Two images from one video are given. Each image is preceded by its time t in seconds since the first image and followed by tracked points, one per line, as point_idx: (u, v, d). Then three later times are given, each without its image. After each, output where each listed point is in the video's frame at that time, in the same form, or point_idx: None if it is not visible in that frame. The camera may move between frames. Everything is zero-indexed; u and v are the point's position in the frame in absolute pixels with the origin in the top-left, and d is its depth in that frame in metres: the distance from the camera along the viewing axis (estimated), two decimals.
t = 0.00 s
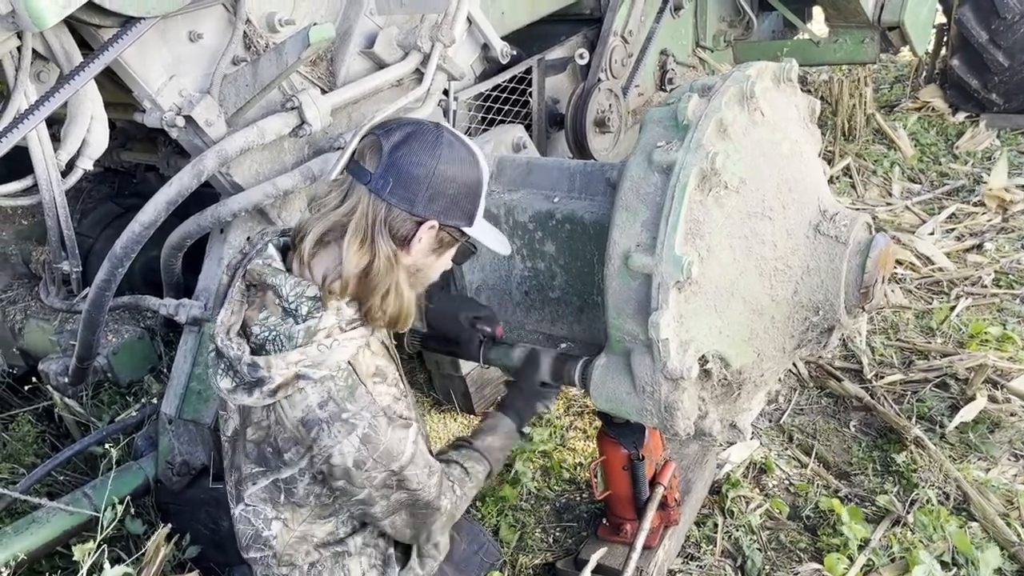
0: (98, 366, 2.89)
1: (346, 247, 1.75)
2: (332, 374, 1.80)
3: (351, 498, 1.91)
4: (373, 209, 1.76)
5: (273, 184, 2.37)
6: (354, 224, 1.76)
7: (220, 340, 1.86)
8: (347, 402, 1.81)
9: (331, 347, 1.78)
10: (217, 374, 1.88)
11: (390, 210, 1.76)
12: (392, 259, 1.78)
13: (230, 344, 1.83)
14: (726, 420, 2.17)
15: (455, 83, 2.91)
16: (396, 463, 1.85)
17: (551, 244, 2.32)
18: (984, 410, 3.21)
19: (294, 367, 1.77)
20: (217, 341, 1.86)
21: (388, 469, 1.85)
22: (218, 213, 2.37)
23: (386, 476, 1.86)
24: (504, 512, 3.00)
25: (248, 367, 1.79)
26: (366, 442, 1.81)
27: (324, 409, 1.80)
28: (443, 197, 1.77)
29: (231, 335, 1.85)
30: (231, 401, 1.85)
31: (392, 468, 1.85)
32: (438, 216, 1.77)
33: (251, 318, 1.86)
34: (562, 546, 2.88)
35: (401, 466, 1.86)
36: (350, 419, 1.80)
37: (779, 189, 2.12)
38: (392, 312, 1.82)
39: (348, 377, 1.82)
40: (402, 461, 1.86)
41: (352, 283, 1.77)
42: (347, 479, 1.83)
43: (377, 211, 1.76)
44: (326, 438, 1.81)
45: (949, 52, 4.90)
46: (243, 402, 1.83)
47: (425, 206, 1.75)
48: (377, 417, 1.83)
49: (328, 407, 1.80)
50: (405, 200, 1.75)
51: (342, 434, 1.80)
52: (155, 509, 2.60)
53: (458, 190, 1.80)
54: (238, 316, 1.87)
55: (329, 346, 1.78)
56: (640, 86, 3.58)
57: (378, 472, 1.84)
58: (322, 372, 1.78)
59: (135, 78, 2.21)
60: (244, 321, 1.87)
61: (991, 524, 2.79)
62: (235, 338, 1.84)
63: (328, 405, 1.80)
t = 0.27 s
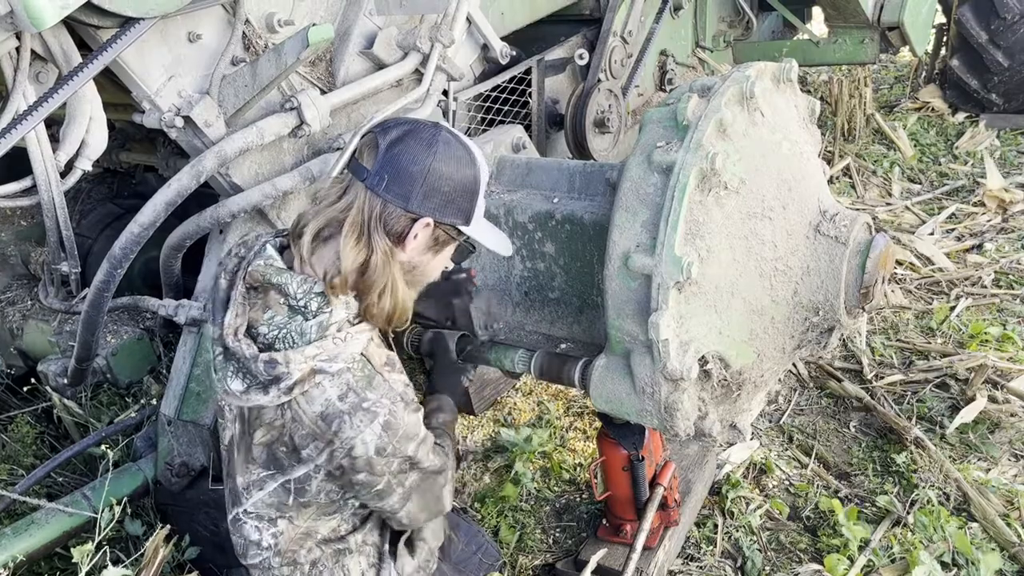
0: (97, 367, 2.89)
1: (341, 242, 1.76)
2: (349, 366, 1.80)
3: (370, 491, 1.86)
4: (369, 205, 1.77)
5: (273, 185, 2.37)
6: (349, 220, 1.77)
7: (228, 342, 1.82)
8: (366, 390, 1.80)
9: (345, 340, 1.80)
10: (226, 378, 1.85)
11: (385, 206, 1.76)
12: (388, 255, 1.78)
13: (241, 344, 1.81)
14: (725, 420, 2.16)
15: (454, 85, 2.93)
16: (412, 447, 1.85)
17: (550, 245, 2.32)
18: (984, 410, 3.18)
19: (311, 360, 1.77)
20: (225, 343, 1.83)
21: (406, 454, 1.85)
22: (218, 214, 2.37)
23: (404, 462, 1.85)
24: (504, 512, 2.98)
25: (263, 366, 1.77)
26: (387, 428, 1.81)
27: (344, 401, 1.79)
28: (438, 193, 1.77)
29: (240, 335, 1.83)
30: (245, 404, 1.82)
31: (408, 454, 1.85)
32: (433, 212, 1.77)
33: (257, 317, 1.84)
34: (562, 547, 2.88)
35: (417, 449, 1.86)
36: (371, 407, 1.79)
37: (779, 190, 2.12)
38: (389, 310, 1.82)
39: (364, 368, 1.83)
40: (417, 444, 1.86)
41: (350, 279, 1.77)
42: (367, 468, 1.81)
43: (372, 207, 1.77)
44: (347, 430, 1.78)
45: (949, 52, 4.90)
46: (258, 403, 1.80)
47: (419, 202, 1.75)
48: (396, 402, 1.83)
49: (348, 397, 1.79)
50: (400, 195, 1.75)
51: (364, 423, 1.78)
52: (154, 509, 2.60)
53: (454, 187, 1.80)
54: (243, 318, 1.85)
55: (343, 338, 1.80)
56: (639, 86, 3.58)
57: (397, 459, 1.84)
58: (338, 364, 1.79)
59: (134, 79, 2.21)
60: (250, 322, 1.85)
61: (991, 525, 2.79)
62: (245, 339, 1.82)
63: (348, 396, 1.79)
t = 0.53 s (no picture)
0: (97, 368, 2.88)
1: (337, 246, 1.74)
2: (329, 372, 1.79)
3: (338, 506, 1.82)
4: (367, 214, 1.75)
5: (272, 186, 2.37)
6: (347, 226, 1.75)
7: (216, 337, 1.83)
8: (344, 399, 1.80)
9: (329, 346, 1.79)
10: (211, 373, 1.85)
11: (384, 216, 1.74)
12: (384, 266, 1.76)
13: (228, 341, 1.82)
14: (725, 421, 2.17)
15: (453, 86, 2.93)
16: (387, 467, 1.81)
17: (550, 245, 2.32)
18: (984, 410, 3.18)
19: (292, 363, 1.76)
20: (213, 338, 1.84)
21: (380, 474, 1.81)
22: (217, 214, 2.36)
23: (377, 482, 1.81)
24: (504, 512, 2.99)
25: (245, 363, 1.77)
26: (359, 441, 1.78)
27: (320, 406, 1.78)
28: (439, 208, 1.74)
29: (229, 331, 1.83)
30: (227, 400, 1.82)
31: (383, 473, 1.81)
32: (433, 227, 1.74)
33: (249, 316, 1.85)
34: (561, 548, 2.88)
35: (392, 471, 1.82)
36: (346, 416, 1.78)
37: (779, 190, 2.12)
38: (382, 320, 1.81)
39: (345, 375, 1.82)
40: (393, 465, 1.82)
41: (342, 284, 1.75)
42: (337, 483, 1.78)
43: (371, 216, 1.74)
44: (319, 437, 1.77)
45: (948, 52, 4.90)
46: (238, 400, 1.80)
47: (419, 216, 1.72)
48: (374, 415, 1.82)
49: (322, 405, 1.78)
50: (400, 207, 1.72)
51: (337, 431, 1.77)
52: (154, 510, 2.61)
53: (456, 201, 1.77)
54: (236, 314, 1.86)
55: (328, 342, 1.79)
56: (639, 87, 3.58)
57: (370, 478, 1.80)
58: (319, 369, 1.78)
59: (134, 79, 2.20)
60: (241, 319, 1.86)
61: (991, 525, 2.79)
62: (233, 336, 1.82)
63: (324, 402, 1.78)
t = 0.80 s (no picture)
0: (97, 369, 2.87)
1: (331, 284, 1.71)
2: (314, 408, 1.78)
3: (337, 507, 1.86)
4: (365, 259, 1.70)
5: (272, 187, 2.37)
6: (344, 265, 1.72)
7: (207, 356, 1.86)
8: (328, 437, 1.79)
9: (314, 383, 1.76)
10: (202, 389, 1.89)
11: (382, 265, 1.70)
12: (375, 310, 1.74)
13: (215, 364, 1.83)
14: (725, 421, 2.17)
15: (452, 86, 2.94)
16: (378, 497, 1.87)
17: (550, 246, 2.32)
18: (984, 411, 3.19)
19: (275, 398, 1.75)
20: (204, 356, 1.86)
21: (371, 504, 1.87)
22: (217, 216, 2.36)
23: (368, 511, 1.88)
24: (505, 513, 3.00)
25: (228, 390, 1.78)
26: (345, 477, 1.82)
27: (304, 442, 1.79)
28: (440, 266, 1.70)
29: (219, 351, 1.85)
30: (214, 419, 1.85)
31: (374, 503, 1.87)
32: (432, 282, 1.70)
33: (240, 337, 1.86)
34: (562, 548, 2.88)
35: (383, 501, 1.88)
36: (328, 455, 1.80)
37: (778, 191, 2.12)
38: (369, 361, 1.80)
39: (331, 412, 1.80)
40: (384, 495, 1.88)
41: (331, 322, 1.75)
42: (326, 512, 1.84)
43: (369, 262, 1.70)
44: (303, 471, 1.81)
45: (948, 53, 4.90)
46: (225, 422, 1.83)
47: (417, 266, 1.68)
48: (358, 454, 1.82)
49: (307, 442, 1.79)
50: (399, 261, 1.68)
51: (320, 469, 1.80)
52: (154, 511, 2.61)
53: (459, 256, 1.72)
54: (229, 334, 1.88)
55: (313, 380, 1.76)
56: (638, 88, 3.58)
57: (360, 508, 1.86)
58: (303, 406, 1.76)
59: (134, 81, 2.21)
60: (233, 337, 1.88)
61: (991, 526, 2.80)
62: (221, 359, 1.84)
63: (308, 439, 1.79)
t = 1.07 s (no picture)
0: (96, 370, 2.87)
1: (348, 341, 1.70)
2: (319, 439, 1.82)
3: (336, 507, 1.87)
4: (384, 324, 1.69)
5: (271, 188, 2.37)
6: (366, 326, 1.69)
7: (214, 375, 1.89)
8: (332, 467, 1.85)
9: (321, 417, 1.79)
10: (209, 405, 1.93)
11: (402, 333, 1.68)
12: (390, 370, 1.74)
13: (222, 386, 1.88)
14: (724, 422, 2.17)
15: (452, 86, 2.95)
16: (380, 519, 1.93)
17: (550, 246, 2.32)
18: (983, 411, 3.19)
19: (281, 427, 1.79)
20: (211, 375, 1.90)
21: (374, 525, 1.93)
22: (216, 217, 2.36)
23: (371, 532, 1.93)
24: (504, 513, 3.00)
25: (234, 418, 1.82)
26: (348, 504, 1.87)
27: (308, 470, 1.85)
28: (461, 348, 1.66)
29: (227, 372, 1.89)
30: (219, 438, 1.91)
31: (376, 525, 1.93)
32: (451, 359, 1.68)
33: (248, 356, 1.89)
34: (561, 549, 2.88)
35: (385, 522, 1.94)
36: (333, 485, 1.85)
37: (777, 191, 2.12)
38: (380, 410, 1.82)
39: (336, 443, 1.85)
40: (386, 518, 1.94)
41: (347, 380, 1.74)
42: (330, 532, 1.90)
43: (386, 327, 1.69)
44: (306, 496, 1.87)
45: (947, 53, 4.89)
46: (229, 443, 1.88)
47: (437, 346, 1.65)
48: (362, 484, 1.88)
49: (311, 470, 1.85)
50: (418, 335, 1.66)
51: (324, 497, 1.86)
52: (154, 512, 2.60)
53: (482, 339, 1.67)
54: (237, 352, 1.90)
55: (320, 414, 1.79)
56: (638, 89, 3.59)
57: (363, 530, 1.92)
58: (308, 436, 1.81)
59: (133, 81, 2.20)
60: (241, 356, 1.90)
61: (990, 526, 2.80)
62: (228, 380, 1.88)
63: (313, 468, 1.84)
